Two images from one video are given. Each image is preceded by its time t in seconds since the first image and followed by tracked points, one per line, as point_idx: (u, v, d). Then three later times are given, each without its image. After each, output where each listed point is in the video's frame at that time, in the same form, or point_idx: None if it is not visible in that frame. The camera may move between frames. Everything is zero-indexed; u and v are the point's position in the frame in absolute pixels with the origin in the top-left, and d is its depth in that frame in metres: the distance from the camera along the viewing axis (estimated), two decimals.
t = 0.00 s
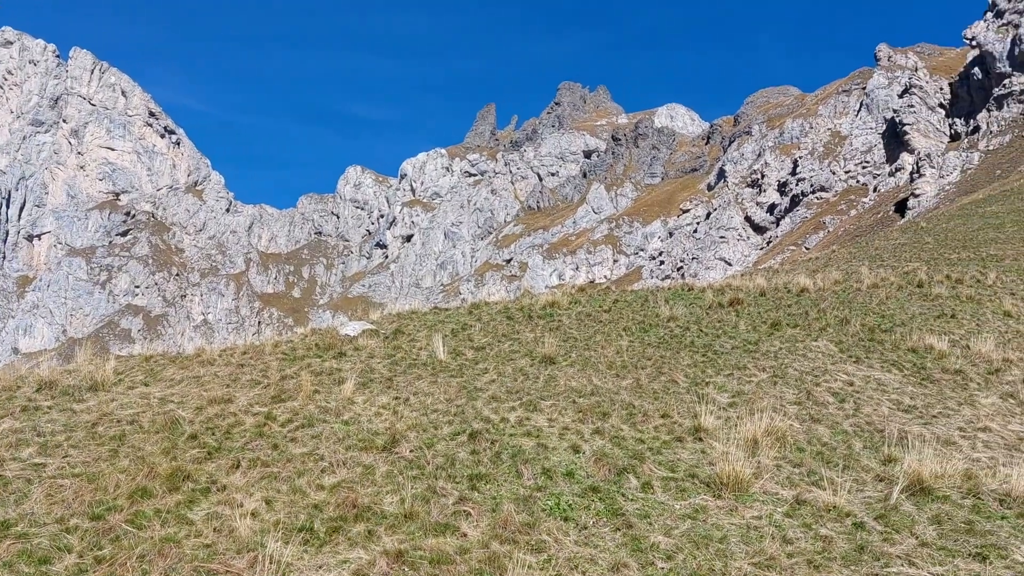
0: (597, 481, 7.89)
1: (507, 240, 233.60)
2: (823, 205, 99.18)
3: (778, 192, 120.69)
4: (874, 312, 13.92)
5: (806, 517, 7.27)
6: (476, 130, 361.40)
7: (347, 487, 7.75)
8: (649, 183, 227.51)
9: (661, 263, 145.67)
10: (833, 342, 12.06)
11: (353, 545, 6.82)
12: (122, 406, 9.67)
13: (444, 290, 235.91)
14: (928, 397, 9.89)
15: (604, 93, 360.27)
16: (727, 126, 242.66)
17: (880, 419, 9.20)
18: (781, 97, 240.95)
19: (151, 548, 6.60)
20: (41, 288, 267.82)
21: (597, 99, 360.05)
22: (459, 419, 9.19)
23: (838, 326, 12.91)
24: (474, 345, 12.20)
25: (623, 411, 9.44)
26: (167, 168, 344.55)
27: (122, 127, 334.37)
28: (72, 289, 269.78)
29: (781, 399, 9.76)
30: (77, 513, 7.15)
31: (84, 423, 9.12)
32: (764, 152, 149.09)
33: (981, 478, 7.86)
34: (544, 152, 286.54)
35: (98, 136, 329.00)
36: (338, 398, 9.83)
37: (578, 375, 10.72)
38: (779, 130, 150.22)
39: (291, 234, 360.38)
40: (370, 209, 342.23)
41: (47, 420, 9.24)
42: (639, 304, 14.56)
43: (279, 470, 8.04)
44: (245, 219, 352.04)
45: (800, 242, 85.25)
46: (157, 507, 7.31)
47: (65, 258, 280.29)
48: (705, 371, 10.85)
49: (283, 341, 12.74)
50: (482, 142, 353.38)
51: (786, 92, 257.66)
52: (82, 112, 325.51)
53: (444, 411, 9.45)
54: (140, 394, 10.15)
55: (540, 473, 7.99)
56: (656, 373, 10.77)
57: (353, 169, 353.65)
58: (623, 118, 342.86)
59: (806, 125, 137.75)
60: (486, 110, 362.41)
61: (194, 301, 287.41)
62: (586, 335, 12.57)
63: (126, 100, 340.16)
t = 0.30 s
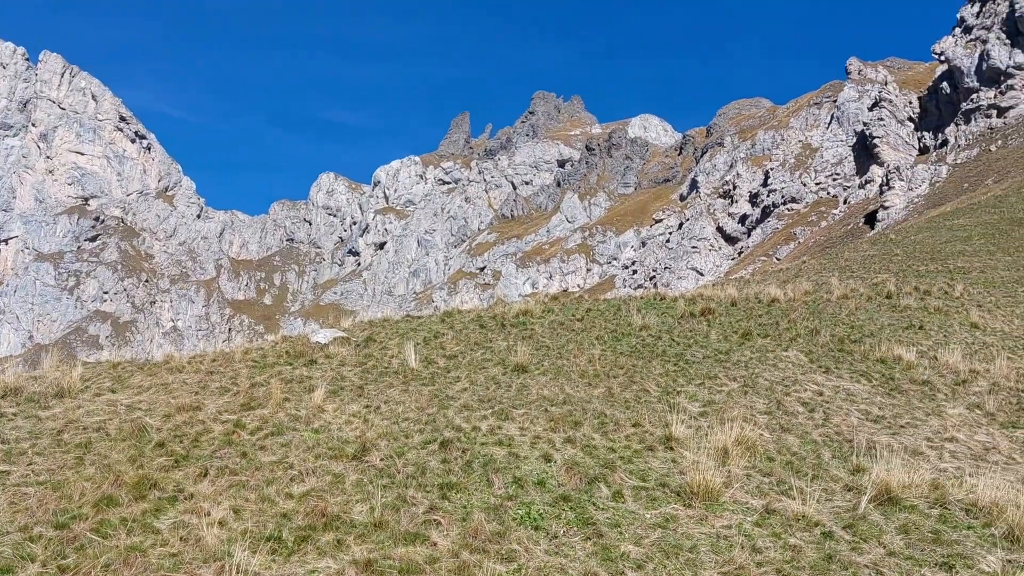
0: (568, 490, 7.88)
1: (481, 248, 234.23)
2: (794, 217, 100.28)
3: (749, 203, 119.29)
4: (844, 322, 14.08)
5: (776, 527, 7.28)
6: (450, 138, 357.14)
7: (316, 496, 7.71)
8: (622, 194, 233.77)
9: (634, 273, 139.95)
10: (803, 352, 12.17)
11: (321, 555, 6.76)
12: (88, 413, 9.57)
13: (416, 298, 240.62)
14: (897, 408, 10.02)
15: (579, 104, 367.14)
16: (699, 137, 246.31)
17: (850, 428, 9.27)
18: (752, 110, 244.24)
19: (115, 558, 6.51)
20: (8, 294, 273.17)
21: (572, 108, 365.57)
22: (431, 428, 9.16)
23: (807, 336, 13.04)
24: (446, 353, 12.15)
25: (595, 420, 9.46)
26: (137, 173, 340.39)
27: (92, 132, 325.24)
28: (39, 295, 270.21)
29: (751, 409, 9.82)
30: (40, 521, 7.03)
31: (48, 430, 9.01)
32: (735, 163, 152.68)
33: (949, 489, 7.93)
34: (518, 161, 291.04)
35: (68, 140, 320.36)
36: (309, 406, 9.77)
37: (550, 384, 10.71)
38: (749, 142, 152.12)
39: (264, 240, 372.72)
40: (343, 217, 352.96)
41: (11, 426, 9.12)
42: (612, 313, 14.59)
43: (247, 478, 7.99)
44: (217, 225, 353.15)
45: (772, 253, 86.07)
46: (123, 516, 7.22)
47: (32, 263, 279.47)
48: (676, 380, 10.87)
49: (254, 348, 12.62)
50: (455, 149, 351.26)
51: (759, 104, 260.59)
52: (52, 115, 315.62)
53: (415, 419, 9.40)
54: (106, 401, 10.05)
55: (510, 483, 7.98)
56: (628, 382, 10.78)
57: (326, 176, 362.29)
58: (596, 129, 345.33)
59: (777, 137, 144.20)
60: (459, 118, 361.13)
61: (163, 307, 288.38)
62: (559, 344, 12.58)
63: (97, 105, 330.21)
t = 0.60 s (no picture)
0: (533, 500, 7.88)
1: (447, 257, 233.84)
2: (760, 229, 102.64)
3: (716, 216, 120.15)
4: (809, 335, 14.24)
5: (739, 538, 7.30)
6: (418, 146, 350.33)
7: (279, 505, 7.65)
8: (590, 206, 226.20)
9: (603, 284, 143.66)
10: (768, 364, 12.28)
11: (282, 565, 6.71)
12: (48, 421, 9.44)
13: (384, 307, 236.98)
14: (859, 420, 10.16)
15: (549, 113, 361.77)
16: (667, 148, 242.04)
17: (813, 440, 9.37)
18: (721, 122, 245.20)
19: (73, 567, 6.42)
20: None
21: (543, 118, 360.30)
22: (395, 437, 9.11)
23: (773, 348, 13.14)
24: (412, 363, 12.11)
25: (561, 430, 9.47)
26: (101, 177, 335.63)
27: (56, 136, 322.45)
28: None
29: (717, 420, 9.86)
30: None
31: (7, 437, 8.86)
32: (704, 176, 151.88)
33: (910, 500, 8.03)
34: (487, 170, 284.77)
35: (31, 143, 316.80)
36: (272, 415, 9.72)
37: (516, 395, 10.68)
38: (718, 155, 152.35)
39: (230, 247, 359.17)
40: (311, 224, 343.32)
41: None
42: (580, 324, 14.59)
43: (209, 487, 7.92)
44: (183, 231, 347.20)
45: (737, 265, 87.47)
46: (81, 525, 7.13)
47: None
48: (643, 391, 10.91)
49: (217, 356, 12.50)
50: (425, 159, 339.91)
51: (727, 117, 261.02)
52: (14, 119, 314.17)
53: (380, 429, 9.37)
54: (67, 409, 9.92)
55: (476, 493, 7.96)
56: (594, 393, 10.80)
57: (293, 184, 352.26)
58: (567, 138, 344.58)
59: (744, 152, 143.03)
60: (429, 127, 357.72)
61: (126, 314, 283.01)
62: (526, 354, 12.58)
63: (61, 108, 329.53)
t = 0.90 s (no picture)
0: (501, 509, 7.85)
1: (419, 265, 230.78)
2: (727, 241, 105.15)
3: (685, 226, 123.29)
4: (776, 346, 14.45)
5: (705, 547, 7.30)
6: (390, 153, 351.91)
7: (243, 513, 7.58)
8: (561, 215, 228.42)
9: (573, 292, 147.29)
10: (736, 374, 12.37)
11: (244, 574, 6.64)
12: (8, 427, 9.30)
13: (352, 314, 234.03)
14: (825, 430, 10.28)
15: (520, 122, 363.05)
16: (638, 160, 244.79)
17: (779, 450, 9.45)
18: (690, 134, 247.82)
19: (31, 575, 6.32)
20: None
21: (513, 128, 363.54)
22: (363, 445, 9.08)
23: (740, 358, 13.27)
24: (381, 371, 12.07)
25: (529, 439, 9.48)
26: (68, 180, 328.95)
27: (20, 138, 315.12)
28: None
29: (685, 429, 9.91)
30: None
31: None
32: (673, 188, 153.20)
33: (873, 510, 8.10)
34: (459, 178, 291.27)
35: None
36: (238, 421, 9.64)
37: (484, 403, 10.70)
38: (688, 166, 153.27)
39: (198, 253, 362.60)
40: (278, 230, 348.37)
41: None
42: (549, 333, 14.63)
43: (172, 495, 7.86)
44: (149, 235, 342.40)
45: (706, 277, 88.68)
46: (41, 532, 7.02)
47: None
48: (612, 400, 10.96)
49: (182, 362, 12.40)
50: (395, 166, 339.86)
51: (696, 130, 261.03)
52: None
53: (348, 437, 9.34)
54: (28, 415, 9.79)
55: (443, 502, 7.92)
56: (563, 402, 10.84)
57: (263, 189, 358.10)
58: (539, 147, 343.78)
59: (715, 163, 144.91)
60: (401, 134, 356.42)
61: (91, 319, 278.01)
62: (495, 363, 12.58)
63: (26, 110, 319.84)
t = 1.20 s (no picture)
0: (461, 518, 7.82)
1: (382, 272, 233.85)
2: (692, 252, 106.43)
3: (650, 237, 125.43)
4: (738, 356, 14.63)
5: (666, 556, 7.30)
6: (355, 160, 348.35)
7: (201, 521, 7.48)
8: (527, 223, 234.07)
9: (537, 302, 145.82)
10: (698, 384, 12.47)
11: None
12: None
13: (316, 320, 236.29)
14: (785, 441, 10.42)
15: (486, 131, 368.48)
16: (603, 171, 249.96)
17: (739, 460, 9.57)
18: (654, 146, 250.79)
19: None
20: None
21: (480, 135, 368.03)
22: (324, 453, 9.01)
23: (702, 367, 13.41)
24: (343, 378, 11.99)
25: (492, 448, 9.48)
26: (25, 182, 318.62)
27: None
28: None
29: (645, 439, 9.96)
30: None
31: None
32: (638, 198, 153.81)
33: (832, 520, 8.17)
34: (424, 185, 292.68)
35: None
36: (197, 429, 9.55)
37: (447, 412, 10.66)
38: (653, 177, 152.91)
39: (157, 256, 344.35)
40: (241, 235, 339.51)
41: None
42: (513, 341, 14.63)
43: (128, 502, 7.76)
44: (108, 239, 334.42)
45: (670, 287, 90.35)
46: None
47: None
48: (575, 409, 11.02)
49: (141, 368, 12.25)
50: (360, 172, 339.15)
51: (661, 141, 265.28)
52: None
53: (308, 444, 9.28)
54: None
55: (403, 510, 7.89)
56: (526, 410, 10.84)
57: (225, 195, 348.47)
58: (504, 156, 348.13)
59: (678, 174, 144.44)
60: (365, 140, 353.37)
61: (47, 322, 264.49)
62: (459, 371, 12.56)
63: None
